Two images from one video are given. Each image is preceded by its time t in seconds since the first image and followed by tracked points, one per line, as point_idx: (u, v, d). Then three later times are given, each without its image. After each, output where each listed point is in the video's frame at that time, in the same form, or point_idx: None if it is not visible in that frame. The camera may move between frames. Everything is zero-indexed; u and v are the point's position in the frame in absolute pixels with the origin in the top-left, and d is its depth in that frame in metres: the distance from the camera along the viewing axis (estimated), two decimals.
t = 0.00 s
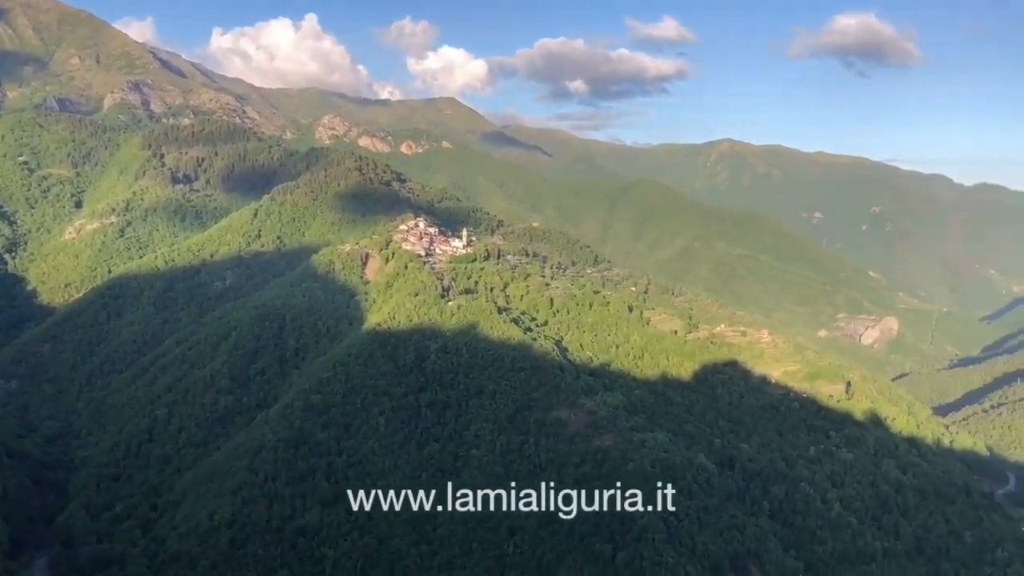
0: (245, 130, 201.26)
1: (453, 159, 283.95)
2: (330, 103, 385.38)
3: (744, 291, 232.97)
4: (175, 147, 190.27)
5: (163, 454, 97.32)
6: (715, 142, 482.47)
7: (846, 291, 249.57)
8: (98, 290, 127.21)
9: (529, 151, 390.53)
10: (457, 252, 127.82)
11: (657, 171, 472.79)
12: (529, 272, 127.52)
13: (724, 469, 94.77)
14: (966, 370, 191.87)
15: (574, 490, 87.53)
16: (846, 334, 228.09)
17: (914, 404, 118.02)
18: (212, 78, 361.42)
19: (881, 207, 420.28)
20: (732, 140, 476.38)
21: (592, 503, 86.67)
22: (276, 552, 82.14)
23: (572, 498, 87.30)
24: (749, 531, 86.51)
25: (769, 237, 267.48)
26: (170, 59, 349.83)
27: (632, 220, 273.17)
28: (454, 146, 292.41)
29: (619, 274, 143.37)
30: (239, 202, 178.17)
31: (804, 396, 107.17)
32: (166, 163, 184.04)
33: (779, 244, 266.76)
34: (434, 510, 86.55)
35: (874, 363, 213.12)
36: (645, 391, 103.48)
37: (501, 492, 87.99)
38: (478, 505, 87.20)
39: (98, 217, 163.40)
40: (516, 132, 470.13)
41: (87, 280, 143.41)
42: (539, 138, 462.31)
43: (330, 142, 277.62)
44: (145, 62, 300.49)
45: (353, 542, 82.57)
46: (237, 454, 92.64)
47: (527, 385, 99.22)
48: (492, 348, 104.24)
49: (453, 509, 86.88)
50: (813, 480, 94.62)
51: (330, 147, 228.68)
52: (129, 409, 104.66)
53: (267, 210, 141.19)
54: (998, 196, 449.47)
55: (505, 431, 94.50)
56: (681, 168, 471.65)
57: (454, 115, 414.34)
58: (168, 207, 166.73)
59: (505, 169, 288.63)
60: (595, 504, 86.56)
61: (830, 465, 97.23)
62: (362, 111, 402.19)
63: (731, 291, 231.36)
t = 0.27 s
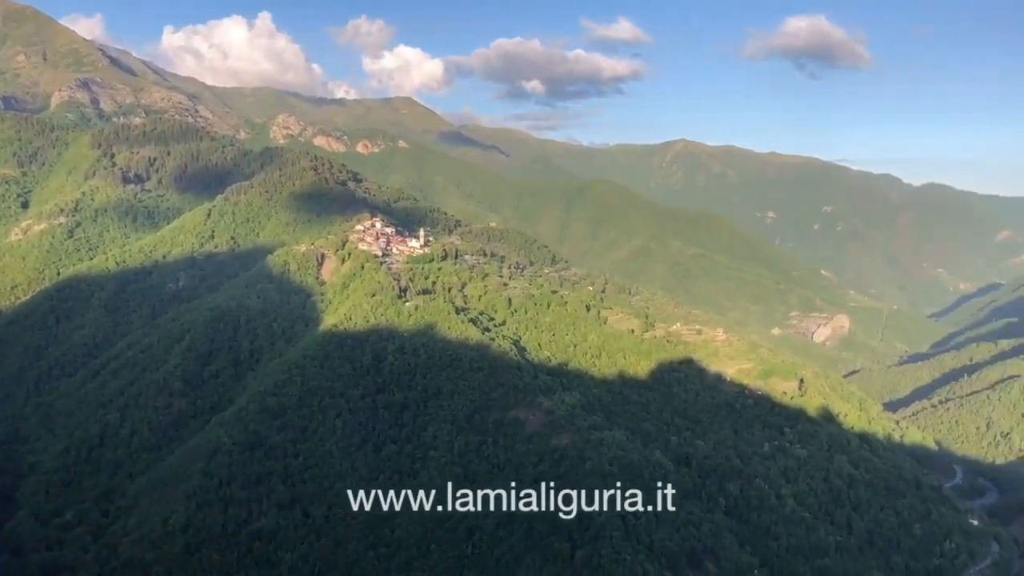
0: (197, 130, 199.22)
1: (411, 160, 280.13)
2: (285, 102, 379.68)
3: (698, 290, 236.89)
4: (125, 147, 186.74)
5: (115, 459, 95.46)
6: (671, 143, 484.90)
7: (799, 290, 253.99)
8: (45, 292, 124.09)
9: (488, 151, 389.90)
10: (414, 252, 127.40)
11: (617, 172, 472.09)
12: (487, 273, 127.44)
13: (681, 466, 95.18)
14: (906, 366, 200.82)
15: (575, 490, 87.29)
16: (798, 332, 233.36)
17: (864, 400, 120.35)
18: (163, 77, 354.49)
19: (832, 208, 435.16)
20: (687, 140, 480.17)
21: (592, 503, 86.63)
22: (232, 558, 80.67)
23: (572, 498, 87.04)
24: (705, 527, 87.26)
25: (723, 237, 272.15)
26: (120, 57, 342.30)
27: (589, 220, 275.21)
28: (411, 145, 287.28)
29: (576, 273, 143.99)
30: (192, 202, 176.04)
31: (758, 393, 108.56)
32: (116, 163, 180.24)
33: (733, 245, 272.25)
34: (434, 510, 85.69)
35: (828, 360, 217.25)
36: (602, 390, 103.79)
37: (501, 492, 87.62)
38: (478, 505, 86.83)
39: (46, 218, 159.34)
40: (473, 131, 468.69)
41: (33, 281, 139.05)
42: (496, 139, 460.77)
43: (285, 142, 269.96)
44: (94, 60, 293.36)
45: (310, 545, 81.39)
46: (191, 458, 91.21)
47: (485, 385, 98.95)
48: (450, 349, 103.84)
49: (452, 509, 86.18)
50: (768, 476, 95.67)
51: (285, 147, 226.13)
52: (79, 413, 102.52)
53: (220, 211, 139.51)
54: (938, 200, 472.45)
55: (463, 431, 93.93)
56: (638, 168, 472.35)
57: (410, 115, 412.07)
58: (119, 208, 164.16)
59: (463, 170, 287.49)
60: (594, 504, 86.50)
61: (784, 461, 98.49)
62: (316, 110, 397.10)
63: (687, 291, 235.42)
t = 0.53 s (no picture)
0: (149, 130, 196.00)
1: (368, 160, 277.21)
2: (238, 101, 373.64)
3: (654, 290, 240.63)
4: (74, 146, 182.44)
5: (65, 465, 93.52)
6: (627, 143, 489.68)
7: (753, 289, 258.36)
8: None
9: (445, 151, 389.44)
10: (370, 253, 126.96)
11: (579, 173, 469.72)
12: (444, 273, 127.23)
13: (637, 464, 95.33)
14: (853, 363, 206.86)
15: (574, 491, 86.41)
16: (751, 330, 237.99)
17: (817, 397, 122.41)
18: (113, 75, 346.76)
19: (783, 209, 447.27)
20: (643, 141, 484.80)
21: (592, 503, 86.73)
22: (185, 563, 79.28)
23: (571, 499, 86.04)
24: (662, 524, 87.36)
25: (678, 238, 275.40)
26: (68, 56, 333.83)
27: (545, 220, 276.03)
28: (366, 145, 283.68)
29: (534, 273, 144.28)
30: (143, 203, 173.69)
31: (712, 390, 109.85)
32: (64, 163, 175.89)
33: (689, 244, 275.05)
34: (434, 510, 84.94)
35: (779, 359, 223.44)
36: (559, 389, 103.94)
37: (501, 492, 86.27)
38: (478, 505, 85.68)
39: None
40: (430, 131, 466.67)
41: None
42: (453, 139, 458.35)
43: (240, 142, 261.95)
44: (40, 57, 285.27)
45: (266, 549, 79.99)
46: (144, 462, 89.70)
47: (442, 386, 98.40)
48: (407, 350, 103.27)
49: (453, 509, 85.33)
50: (723, 472, 96.45)
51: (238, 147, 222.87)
52: (27, 419, 100.29)
53: (173, 211, 137.47)
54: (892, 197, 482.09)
55: (421, 432, 93.21)
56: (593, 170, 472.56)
57: (365, 115, 409.77)
58: (69, 210, 161.02)
59: (417, 168, 282.42)
60: (595, 504, 86.83)
61: (739, 457, 99.57)
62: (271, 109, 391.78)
63: (642, 291, 238.81)
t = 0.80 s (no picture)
0: (105, 128, 193.10)
1: (327, 158, 273.65)
2: (196, 99, 367.31)
3: (617, 289, 242.09)
4: (26, 146, 179.82)
5: (18, 470, 91.49)
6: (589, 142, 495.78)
7: (712, 288, 263.49)
8: None
9: (402, 150, 387.79)
10: (331, 252, 126.30)
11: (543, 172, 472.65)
12: (406, 272, 126.73)
13: (600, 461, 95.42)
14: (810, 360, 211.30)
15: (574, 491, 88.23)
16: (711, 327, 241.87)
17: (775, 394, 124.14)
18: (66, 73, 338.62)
19: (744, 206, 452.86)
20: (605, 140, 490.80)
21: (592, 503, 88.88)
22: (144, 568, 77.86)
23: (571, 499, 87.85)
24: (624, 521, 87.93)
25: (636, 245, 283.72)
26: (19, 52, 325.21)
27: (508, 218, 278.91)
28: (326, 143, 281.86)
29: (496, 273, 144.52)
30: (99, 203, 170.80)
31: (673, 388, 110.70)
32: (16, 162, 171.80)
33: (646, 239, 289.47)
34: (435, 511, 83.93)
35: (739, 354, 233.19)
36: (522, 388, 103.72)
37: (501, 492, 85.75)
38: (478, 505, 84.85)
39: None
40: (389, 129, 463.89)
41: None
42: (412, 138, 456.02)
43: (197, 141, 255.14)
44: None
45: (227, 552, 78.76)
46: (101, 466, 88.00)
47: (404, 386, 97.36)
48: (369, 350, 102.27)
49: (453, 510, 84.42)
50: (684, 469, 96.93)
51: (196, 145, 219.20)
52: None
53: (130, 211, 135.45)
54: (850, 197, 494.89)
55: (383, 433, 91.96)
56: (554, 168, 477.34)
57: (325, 113, 409.22)
58: (21, 209, 157.41)
59: (376, 167, 279.75)
60: (595, 504, 88.96)
61: (700, 454, 100.35)
62: (229, 107, 386.02)
63: (603, 289, 239.71)
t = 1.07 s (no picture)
0: (66, 125, 190.45)
1: (293, 155, 273.55)
2: (159, 96, 361.94)
3: (584, 287, 242.54)
4: None
5: None
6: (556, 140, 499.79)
7: (679, 285, 267.22)
8: None
9: (368, 147, 386.60)
10: (298, 251, 125.68)
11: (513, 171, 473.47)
12: (373, 271, 126.24)
13: (568, 459, 95.54)
14: (776, 356, 213.96)
15: (574, 491, 90.32)
16: (678, 324, 246.60)
17: (741, 390, 125.59)
18: (25, 68, 331.85)
19: (709, 204, 453.98)
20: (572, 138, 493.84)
21: (592, 502, 91.03)
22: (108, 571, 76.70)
23: (571, 499, 89.90)
24: (593, 518, 88.50)
25: (603, 243, 287.72)
26: None
27: (477, 215, 279.73)
28: (292, 141, 281.92)
29: (465, 271, 144.61)
30: (60, 201, 168.13)
31: (640, 385, 111.30)
32: None
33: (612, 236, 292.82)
34: (434, 511, 83.53)
35: (706, 352, 241.39)
36: (489, 386, 103.53)
37: (501, 492, 85.92)
38: (478, 505, 84.72)
39: None
40: (357, 127, 460.70)
41: None
42: (380, 137, 453.70)
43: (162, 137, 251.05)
44: None
45: (193, 554, 77.87)
46: (63, 468, 86.52)
47: (372, 385, 96.39)
48: (336, 349, 101.30)
49: (453, 509, 84.05)
50: (652, 465, 97.17)
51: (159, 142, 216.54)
52: None
53: (92, 209, 133.54)
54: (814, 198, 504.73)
55: (351, 432, 90.86)
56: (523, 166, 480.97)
57: (291, 110, 408.93)
58: None
59: (343, 165, 278.51)
60: (594, 503, 91.09)
61: (667, 450, 100.73)
62: (193, 104, 380.90)
63: (570, 287, 239.48)
